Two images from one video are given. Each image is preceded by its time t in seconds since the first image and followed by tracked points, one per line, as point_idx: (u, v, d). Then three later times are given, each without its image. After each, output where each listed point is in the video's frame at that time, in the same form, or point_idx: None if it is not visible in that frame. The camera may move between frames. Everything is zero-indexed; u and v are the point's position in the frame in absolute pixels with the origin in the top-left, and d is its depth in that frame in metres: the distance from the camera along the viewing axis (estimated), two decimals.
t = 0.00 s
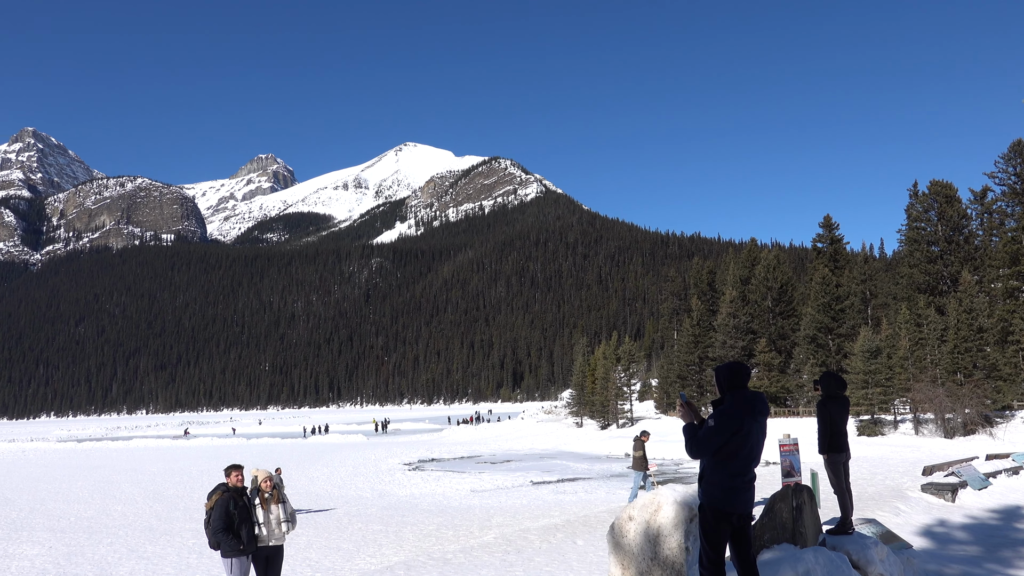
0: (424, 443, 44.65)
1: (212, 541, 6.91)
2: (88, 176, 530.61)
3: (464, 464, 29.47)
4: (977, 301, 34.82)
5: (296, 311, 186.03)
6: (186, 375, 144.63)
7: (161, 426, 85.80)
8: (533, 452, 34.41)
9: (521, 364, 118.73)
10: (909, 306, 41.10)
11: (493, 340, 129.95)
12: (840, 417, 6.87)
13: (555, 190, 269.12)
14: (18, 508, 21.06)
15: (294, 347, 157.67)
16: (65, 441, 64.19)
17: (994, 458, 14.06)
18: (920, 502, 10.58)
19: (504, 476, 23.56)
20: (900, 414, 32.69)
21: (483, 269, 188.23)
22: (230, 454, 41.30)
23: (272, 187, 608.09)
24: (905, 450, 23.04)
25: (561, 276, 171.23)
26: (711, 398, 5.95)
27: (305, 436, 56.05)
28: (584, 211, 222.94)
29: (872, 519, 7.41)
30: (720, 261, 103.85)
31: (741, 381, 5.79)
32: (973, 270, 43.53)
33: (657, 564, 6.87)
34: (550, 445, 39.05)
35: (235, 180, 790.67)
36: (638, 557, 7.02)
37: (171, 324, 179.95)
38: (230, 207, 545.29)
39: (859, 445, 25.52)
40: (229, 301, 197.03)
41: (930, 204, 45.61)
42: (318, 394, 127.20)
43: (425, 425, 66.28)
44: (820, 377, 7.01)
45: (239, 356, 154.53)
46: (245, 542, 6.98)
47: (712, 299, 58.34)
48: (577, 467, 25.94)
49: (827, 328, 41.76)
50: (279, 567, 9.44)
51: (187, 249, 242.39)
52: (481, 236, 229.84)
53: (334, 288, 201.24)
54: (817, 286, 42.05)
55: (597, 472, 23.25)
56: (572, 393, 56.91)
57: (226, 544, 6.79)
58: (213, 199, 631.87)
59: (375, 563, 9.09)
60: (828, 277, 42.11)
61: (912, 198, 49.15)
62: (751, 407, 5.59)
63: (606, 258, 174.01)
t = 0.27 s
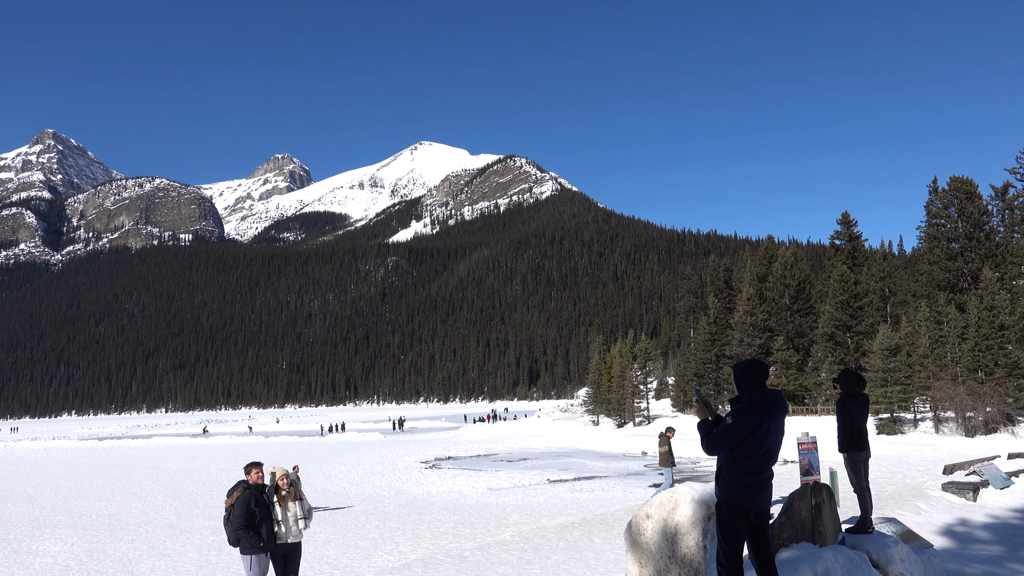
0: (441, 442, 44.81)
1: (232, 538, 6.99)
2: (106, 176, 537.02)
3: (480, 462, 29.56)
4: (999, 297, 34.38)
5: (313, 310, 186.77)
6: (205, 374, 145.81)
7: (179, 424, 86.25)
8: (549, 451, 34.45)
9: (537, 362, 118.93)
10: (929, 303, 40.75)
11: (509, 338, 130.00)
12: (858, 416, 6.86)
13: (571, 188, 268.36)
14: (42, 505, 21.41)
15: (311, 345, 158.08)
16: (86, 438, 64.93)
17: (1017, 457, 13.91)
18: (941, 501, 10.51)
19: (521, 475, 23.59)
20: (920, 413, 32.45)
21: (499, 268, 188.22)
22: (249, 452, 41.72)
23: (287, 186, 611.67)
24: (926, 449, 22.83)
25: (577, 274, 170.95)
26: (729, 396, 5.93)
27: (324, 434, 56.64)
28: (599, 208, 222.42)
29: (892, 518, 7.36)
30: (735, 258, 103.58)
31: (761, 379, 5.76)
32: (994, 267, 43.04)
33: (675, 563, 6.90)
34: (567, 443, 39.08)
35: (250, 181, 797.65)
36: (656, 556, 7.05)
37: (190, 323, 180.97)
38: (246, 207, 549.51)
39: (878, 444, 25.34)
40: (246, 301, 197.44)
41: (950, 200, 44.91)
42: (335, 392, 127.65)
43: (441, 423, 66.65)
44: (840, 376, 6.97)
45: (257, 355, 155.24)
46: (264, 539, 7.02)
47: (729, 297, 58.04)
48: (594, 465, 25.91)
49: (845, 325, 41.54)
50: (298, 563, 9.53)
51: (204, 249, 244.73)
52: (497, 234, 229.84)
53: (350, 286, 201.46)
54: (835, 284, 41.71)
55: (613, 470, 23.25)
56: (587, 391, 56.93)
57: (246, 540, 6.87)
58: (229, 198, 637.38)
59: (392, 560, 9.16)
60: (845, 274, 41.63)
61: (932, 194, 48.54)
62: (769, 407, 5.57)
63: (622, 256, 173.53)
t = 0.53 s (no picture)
0: (460, 437, 44.93)
1: (255, 532, 7.06)
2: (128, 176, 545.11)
3: (500, 458, 29.63)
4: None
5: (333, 307, 187.40)
6: (227, 370, 147.25)
7: (200, 419, 87.45)
8: (569, 447, 34.41)
9: (557, 358, 118.82)
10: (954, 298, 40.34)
11: (528, 334, 129.71)
12: (882, 412, 6.82)
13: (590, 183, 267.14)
14: (70, 499, 21.83)
15: (331, 342, 158.52)
16: (111, 434, 65.76)
17: None
18: (967, 497, 10.43)
19: (541, 470, 23.64)
20: (945, 409, 32.10)
21: (518, 264, 188.27)
22: (272, 448, 42.23)
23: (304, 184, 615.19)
24: (951, 445, 22.60)
25: (596, 270, 170.36)
26: (750, 390, 5.94)
27: (344, 429, 57.11)
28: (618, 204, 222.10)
29: (918, 516, 7.30)
30: (755, 254, 103.23)
31: (783, 375, 5.72)
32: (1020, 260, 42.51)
33: (695, 560, 6.92)
34: (587, 439, 39.08)
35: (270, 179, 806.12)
36: (677, 552, 7.07)
37: (212, 321, 182.25)
38: (264, 205, 554.07)
39: (902, 440, 25.08)
40: (267, 299, 197.48)
41: (975, 193, 44.33)
42: (356, 388, 128.43)
43: (460, 420, 67.23)
44: (863, 371, 6.94)
45: (279, 351, 156.05)
46: (286, 533, 7.08)
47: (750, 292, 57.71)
48: (614, 461, 25.89)
49: (868, 321, 41.31)
50: (320, 557, 9.66)
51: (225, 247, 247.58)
52: (516, 229, 229.71)
53: (370, 283, 200.70)
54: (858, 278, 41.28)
55: (634, 466, 23.23)
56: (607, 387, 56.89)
57: (268, 536, 6.93)
58: (249, 197, 643.60)
59: (413, 555, 9.23)
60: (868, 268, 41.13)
61: (956, 187, 47.93)
62: (791, 402, 5.54)
63: (641, 251, 173.06)
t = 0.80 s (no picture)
0: (484, 432, 45.05)
1: (281, 524, 7.12)
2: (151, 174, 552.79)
3: (523, 452, 29.68)
4: None
5: (357, 300, 187.35)
6: (252, 365, 148.61)
7: (226, 414, 88.62)
8: (591, 441, 34.39)
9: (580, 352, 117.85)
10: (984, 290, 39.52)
11: (551, 328, 129.02)
12: (911, 406, 6.72)
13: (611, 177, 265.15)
14: (102, 491, 22.30)
15: (354, 337, 157.78)
16: (142, 427, 66.69)
17: None
18: (997, 493, 10.29)
19: (563, 464, 23.64)
20: (974, 404, 31.60)
21: (540, 258, 187.66)
22: (298, 441, 42.74)
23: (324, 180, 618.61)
24: (981, 440, 22.24)
25: (619, 264, 168.94)
26: (776, 385, 5.87)
27: (369, 424, 57.72)
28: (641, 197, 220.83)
29: (946, 512, 7.22)
30: (780, 247, 102.19)
31: (809, 370, 5.64)
32: None
33: (719, 553, 6.90)
34: (608, 433, 39.13)
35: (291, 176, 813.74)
36: (700, 547, 7.06)
37: (237, 316, 183.73)
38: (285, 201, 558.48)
39: (929, 434, 24.75)
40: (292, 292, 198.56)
41: (1005, 184, 43.19)
42: (379, 382, 128.99)
43: (482, 413, 67.49)
44: (892, 365, 6.83)
45: (302, 346, 156.33)
46: (311, 526, 7.12)
47: (774, 285, 57.14)
48: (637, 456, 25.83)
49: (896, 313, 40.70)
50: (344, 548, 9.79)
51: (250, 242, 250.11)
52: (538, 224, 229.28)
53: (393, 278, 200.26)
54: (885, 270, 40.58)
55: (657, 461, 23.16)
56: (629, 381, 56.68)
57: (293, 528, 6.97)
58: (269, 194, 649.64)
59: (438, 549, 9.36)
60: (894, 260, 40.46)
61: (986, 178, 46.82)
62: (815, 396, 5.49)
63: (664, 244, 171.88)
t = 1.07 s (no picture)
0: (508, 425, 45.26)
1: (306, 515, 7.16)
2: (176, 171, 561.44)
3: (548, 445, 29.73)
4: None
5: (381, 296, 184.33)
6: (278, 358, 149.50)
7: (254, 406, 89.99)
8: (616, 435, 34.39)
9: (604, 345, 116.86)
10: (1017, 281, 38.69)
11: (575, 321, 128.62)
12: (940, 397, 6.65)
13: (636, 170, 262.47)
14: (131, 483, 22.68)
15: (378, 331, 155.69)
16: (173, 420, 67.63)
17: None
18: None
19: (588, 457, 23.70)
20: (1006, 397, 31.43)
21: (563, 251, 186.96)
22: (324, 433, 43.09)
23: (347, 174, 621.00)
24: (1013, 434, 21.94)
25: (643, 256, 167.20)
26: (801, 378, 5.83)
27: (395, 417, 57.93)
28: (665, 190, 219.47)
29: (977, 507, 7.14)
30: (807, 239, 101.08)
31: (837, 361, 5.58)
32: None
33: (745, 548, 6.85)
34: (634, 427, 38.98)
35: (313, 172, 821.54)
36: (726, 539, 7.03)
37: (263, 312, 184.75)
38: (309, 196, 562.99)
39: (959, 428, 24.50)
40: (318, 288, 198.85)
41: None
42: (404, 375, 129.59)
43: (507, 407, 67.78)
44: (920, 357, 6.75)
45: (327, 340, 154.70)
46: (336, 517, 7.15)
47: (801, 277, 56.49)
48: (662, 449, 25.80)
49: (925, 306, 39.71)
50: (373, 541, 10.02)
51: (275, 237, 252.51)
52: (562, 217, 228.70)
53: (417, 272, 199.28)
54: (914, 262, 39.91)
55: (682, 454, 23.19)
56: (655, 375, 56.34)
57: (318, 520, 7.01)
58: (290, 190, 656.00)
59: (462, 540, 9.59)
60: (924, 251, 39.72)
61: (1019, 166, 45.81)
62: (842, 391, 5.44)
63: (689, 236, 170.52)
